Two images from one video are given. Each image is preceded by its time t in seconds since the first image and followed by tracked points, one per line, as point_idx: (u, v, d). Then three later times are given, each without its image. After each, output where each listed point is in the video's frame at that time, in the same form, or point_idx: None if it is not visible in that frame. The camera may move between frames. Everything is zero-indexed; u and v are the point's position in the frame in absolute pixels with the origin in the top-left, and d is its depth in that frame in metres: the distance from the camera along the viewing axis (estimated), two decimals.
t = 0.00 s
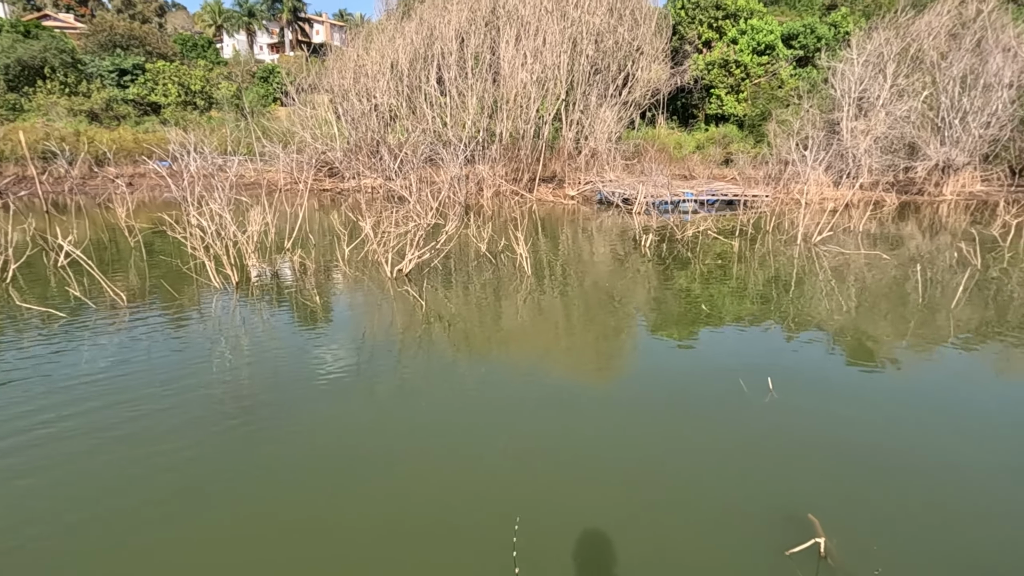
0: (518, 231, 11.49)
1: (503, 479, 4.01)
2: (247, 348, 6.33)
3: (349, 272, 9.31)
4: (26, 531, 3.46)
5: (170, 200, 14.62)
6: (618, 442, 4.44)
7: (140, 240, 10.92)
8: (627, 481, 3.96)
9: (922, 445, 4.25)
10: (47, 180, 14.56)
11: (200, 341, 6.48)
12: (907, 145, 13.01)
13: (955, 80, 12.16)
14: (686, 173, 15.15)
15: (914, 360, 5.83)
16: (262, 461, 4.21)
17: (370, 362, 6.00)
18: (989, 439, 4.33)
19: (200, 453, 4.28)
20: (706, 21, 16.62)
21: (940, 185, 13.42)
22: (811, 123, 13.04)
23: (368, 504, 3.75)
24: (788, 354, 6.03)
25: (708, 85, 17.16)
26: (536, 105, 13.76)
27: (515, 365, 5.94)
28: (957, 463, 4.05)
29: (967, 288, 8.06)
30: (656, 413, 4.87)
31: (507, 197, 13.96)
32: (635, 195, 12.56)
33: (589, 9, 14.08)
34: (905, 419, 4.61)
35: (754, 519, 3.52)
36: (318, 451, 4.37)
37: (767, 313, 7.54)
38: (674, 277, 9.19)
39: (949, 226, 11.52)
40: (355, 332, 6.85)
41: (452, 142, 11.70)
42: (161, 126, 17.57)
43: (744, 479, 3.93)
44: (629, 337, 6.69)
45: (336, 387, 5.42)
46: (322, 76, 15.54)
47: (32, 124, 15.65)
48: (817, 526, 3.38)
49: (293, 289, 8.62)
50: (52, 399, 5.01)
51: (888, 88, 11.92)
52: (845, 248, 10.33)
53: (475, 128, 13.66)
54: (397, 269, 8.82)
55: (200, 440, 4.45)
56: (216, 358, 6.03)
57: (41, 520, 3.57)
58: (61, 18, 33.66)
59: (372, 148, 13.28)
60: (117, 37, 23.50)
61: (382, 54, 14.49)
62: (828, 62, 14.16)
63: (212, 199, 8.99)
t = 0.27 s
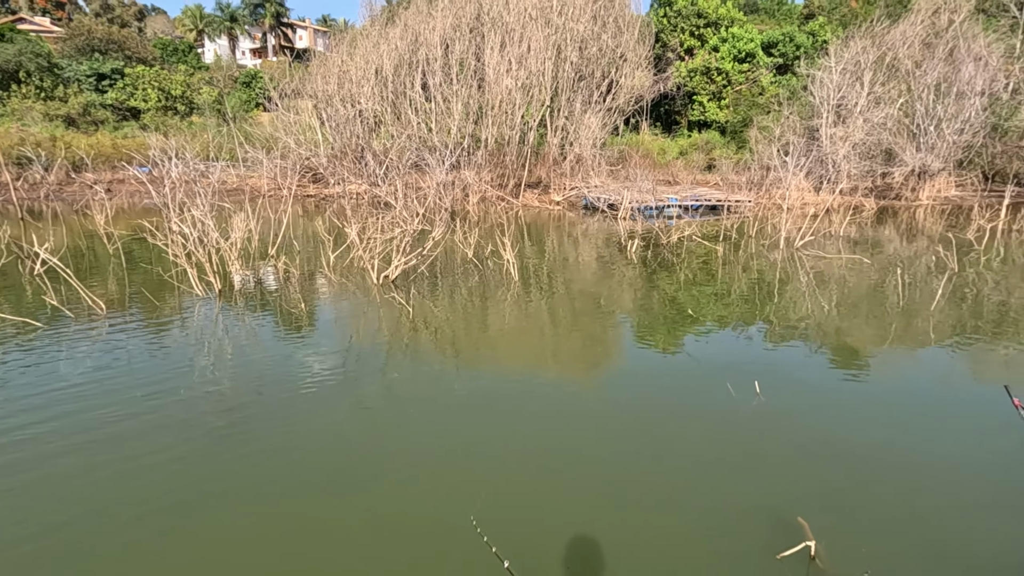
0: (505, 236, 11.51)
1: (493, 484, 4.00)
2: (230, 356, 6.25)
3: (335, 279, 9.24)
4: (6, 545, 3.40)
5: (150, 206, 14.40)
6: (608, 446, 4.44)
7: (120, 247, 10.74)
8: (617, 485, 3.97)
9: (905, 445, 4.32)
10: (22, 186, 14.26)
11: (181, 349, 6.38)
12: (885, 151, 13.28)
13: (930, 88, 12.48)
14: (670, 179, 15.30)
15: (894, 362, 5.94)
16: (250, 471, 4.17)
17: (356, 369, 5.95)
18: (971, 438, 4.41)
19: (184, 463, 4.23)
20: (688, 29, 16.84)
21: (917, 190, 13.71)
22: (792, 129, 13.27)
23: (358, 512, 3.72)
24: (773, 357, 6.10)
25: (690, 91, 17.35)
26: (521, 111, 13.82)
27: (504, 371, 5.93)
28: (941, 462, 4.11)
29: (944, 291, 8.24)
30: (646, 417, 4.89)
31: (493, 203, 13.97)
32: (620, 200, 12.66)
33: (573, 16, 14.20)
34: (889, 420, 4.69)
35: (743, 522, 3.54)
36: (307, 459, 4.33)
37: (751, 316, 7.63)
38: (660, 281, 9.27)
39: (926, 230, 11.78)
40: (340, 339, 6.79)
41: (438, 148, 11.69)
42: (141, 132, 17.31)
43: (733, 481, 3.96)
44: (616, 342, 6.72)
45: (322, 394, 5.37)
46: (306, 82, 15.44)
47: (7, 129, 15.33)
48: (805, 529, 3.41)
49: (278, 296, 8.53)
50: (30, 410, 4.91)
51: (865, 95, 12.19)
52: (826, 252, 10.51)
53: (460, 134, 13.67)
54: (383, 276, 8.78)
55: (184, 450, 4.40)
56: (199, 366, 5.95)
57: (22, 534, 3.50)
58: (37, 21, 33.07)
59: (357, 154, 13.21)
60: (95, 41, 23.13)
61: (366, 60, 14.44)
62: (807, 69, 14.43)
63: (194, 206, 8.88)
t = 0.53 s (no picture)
0: (489, 243, 11.52)
1: (480, 494, 3.99)
2: (210, 366, 6.15)
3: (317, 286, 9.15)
4: None
5: (127, 213, 14.14)
6: (595, 453, 4.46)
7: (94, 255, 10.52)
8: (604, 492, 3.98)
9: (885, 447, 4.40)
10: None
11: (159, 359, 6.26)
12: (860, 158, 13.57)
13: (902, 96, 12.82)
14: (652, 185, 15.45)
15: (871, 364, 6.05)
16: (233, 485, 4.10)
17: (339, 378, 5.89)
18: (948, 439, 4.50)
19: (165, 478, 4.14)
20: (668, 37, 17.06)
21: (891, 196, 14.00)
22: (770, 136, 13.50)
23: (344, 526, 3.69)
24: (754, 361, 6.18)
25: (671, 99, 17.48)
26: (504, 118, 13.87)
27: (490, 378, 5.92)
28: (919, 464, 4.19)
29: (920, 294, 8.43)
30: (631, 423, 4.91)
31: (477, 209, 13.97)
32: (603, 206, 12.75)
33: (555, 24, 14.32)
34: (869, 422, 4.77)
35: (729, 527, 3.57)
36: (291, 472, 4.28)
37: (733, 321, 7.72)
38: (643, 287, 9.35)
39: (901, 235, 12.05)
40: (322, 348, 6.72)
41: (421, 154, 11.67)
42: (117, 137, 17.00)
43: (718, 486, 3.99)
44: (600, 348, 6.75)
45: (305, 404, 5.31)
46: (287, 88, 15.32)
47: None
48: (789, 532, 3.45)
49: (259, 304, 8.42)
50: None
51: (841, 103, 12.47)
52: (806, 257, 10.68)
53: (444, 141, 13.67)
54: (367, 283, 8.72)
55: (163, 464, 4.31)
56: (176, 377, 5.84)
57: None
58: (8, 24, 32.35)
59: (339, 160, 13.13)
60: (69, 45, 22.70)
61: (348, 66, 14.39)
62: (784, 78, 14.72)
63: (172, 213, 8.74)
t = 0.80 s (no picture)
0: (472, 249, 11.51)
1: (465, 503, 3.96)
2: (187, 376, 6.02)
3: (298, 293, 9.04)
4: None
5: (101, 220, 13.84)
6: (580, 460, 4.46)
7: (66, 263, 10.27)
8: (590, 499, 3.98)
9: (864, 448, 4.46)
10: None
11: (134, 370, 6.11)
12: (835, 164, 13.85)
13: (875, 104, 13.14)
14: (634, 191, 15.60)
15: (849, 366, 6.16)
16: (212, 499, 4.01)
17: (320, 387, 5.81)
18: (926, 441, 4.58)
19: (142, 494, 4.04)
20: (648, 45, 17.29)
21: (866, 202, 14.29)
22: (748, 142, 13.73)
23: (327, 538, 3.63)
24: (736, 365, 6.25)
25: (651, 106, 17.71)
26: (486, 124, 13.91)
27: (474, 385, 5.90)
28: (898, 465, 4.26)
29: (895, 298, 8.62)
30: (617, 429, 4.91)
31: (460, 215, 13.96)
32: (585, 212, 12.82)
33: (537, 31, 14.42)
34: (848, 425, 4.84)
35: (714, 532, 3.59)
36: (272, 485, 4.20)
37: (714, 325, 7.80)
38: (625, 292, 9.41)
39: (875, 239, 12.33)
40: (303, 356, 6.63)
41: (403, 160, 11.62)
42: (90, 143, 16.65)
43: (702, 491, 4.01)
44: (583, 353, 6.77)
45: (285, 414, 5.22)
46: (267, 93, 15.18)
47: None
48: (772, 535, 3.48)
49: (238, 312, 8.29)
50: None
51: (816, 111, 12.73)
52: (784, 261, 10.86)
53: (426, 147, 13.64)
54: (348, 290, 8.63)
55: (139, 480, 4.19)
56: (152, 387, 5.71)
57: None
58: None
59: (320, 166, 13.02)
60: (41, 49, 22.22)
61: (329, 72, 14.31)
62: (761, 85, 15.00)
63: (148, 220, 8.58)
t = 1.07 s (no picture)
0: (456, 254, 11.49)
1: (455, 509, 3.95)
2: (165, 386, 5.90)
3: (279, 300, 8.92)
4: None
5: (74, 227, 13.52)
6: (568, 466, 4.47)
7: (38, 271, 10.01)
8: (578, 504, 4.00)
9: (846, 451, 4.53)
10: None
11: (109, 380, 5.97)
12: (813, 169, 14.11)
13: (850, 111, 13.43)
14: (616, 196, 15.72)
15: (826, 368, 6.28)
16: (193, 512, 3.92)
17: (303, 395, 5.73)
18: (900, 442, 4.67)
19: (114, 509, 3.91)
20: (629, 52, 17.48)
21: (843, 207, 14.52)
22: (728, 148, 13.94)
23: (317, 544, 3.62)
24: (719, 369, 6.31)
25: (632, 112, 17.89)
26: (469, 130, 13.92)
27: (459, 391, 5.88)
28: (877, 466, 4.33)
29: (872, 300, 8.78)
30: (603, 434, 4.94)
31: (443, 221, 13.93)
32: (569, 217, 12.89)
33: (519, 37, 14.51)
34: (831, 427, 4.91)
35: (701, 535, 3.64)
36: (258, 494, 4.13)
37: (696, 328, 7.88)
38: (608, 296, 9.46)
39: (852, 243, 12.57)
40: (285, 364, 6.54)
41: (386, 165, 11.58)
42: (63, 148, 16.28)
43: (690, 495, 4.05)
44: (568, 358, 6.79)
45: (265, 423, 5.13)
46: (246, 98, 15.01)
47: None
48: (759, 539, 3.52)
49: (218, 320, 8.16)
50: None
51: (793, 117, 12.96)
52: (764, 265, 11.02)
53: (408, 152, 13.59)
54: (331, 296, 8.56)
55: (114, 494, 4.07)
56: (129, 398, 5.58)
57: None
58: None
59: (301, 171, 12.88)
60: (12, 52, 21.72)
61: (310, 77, 14.22)
62: (740, 92, 15.26)
63: (124, 226, 8.40)
